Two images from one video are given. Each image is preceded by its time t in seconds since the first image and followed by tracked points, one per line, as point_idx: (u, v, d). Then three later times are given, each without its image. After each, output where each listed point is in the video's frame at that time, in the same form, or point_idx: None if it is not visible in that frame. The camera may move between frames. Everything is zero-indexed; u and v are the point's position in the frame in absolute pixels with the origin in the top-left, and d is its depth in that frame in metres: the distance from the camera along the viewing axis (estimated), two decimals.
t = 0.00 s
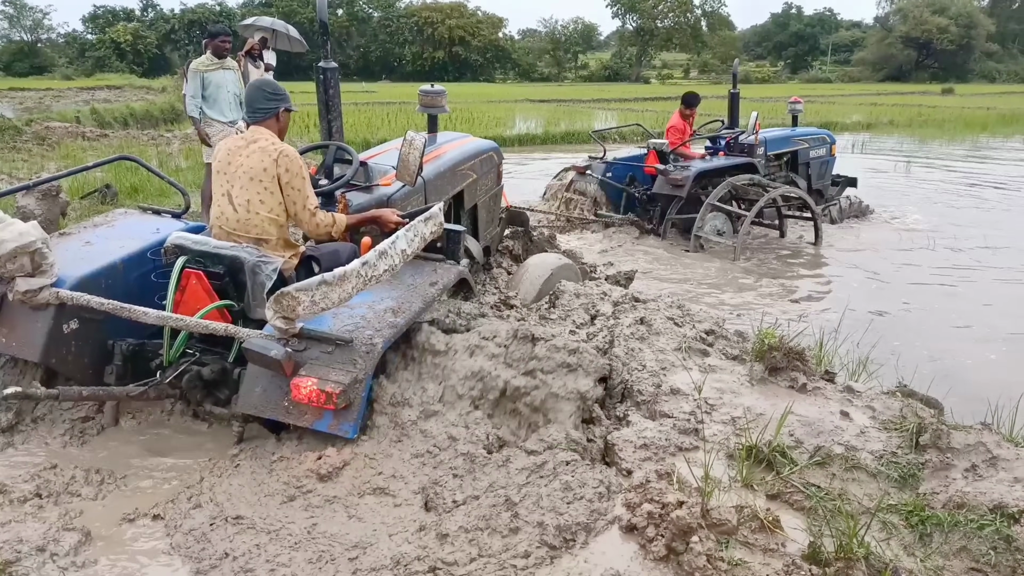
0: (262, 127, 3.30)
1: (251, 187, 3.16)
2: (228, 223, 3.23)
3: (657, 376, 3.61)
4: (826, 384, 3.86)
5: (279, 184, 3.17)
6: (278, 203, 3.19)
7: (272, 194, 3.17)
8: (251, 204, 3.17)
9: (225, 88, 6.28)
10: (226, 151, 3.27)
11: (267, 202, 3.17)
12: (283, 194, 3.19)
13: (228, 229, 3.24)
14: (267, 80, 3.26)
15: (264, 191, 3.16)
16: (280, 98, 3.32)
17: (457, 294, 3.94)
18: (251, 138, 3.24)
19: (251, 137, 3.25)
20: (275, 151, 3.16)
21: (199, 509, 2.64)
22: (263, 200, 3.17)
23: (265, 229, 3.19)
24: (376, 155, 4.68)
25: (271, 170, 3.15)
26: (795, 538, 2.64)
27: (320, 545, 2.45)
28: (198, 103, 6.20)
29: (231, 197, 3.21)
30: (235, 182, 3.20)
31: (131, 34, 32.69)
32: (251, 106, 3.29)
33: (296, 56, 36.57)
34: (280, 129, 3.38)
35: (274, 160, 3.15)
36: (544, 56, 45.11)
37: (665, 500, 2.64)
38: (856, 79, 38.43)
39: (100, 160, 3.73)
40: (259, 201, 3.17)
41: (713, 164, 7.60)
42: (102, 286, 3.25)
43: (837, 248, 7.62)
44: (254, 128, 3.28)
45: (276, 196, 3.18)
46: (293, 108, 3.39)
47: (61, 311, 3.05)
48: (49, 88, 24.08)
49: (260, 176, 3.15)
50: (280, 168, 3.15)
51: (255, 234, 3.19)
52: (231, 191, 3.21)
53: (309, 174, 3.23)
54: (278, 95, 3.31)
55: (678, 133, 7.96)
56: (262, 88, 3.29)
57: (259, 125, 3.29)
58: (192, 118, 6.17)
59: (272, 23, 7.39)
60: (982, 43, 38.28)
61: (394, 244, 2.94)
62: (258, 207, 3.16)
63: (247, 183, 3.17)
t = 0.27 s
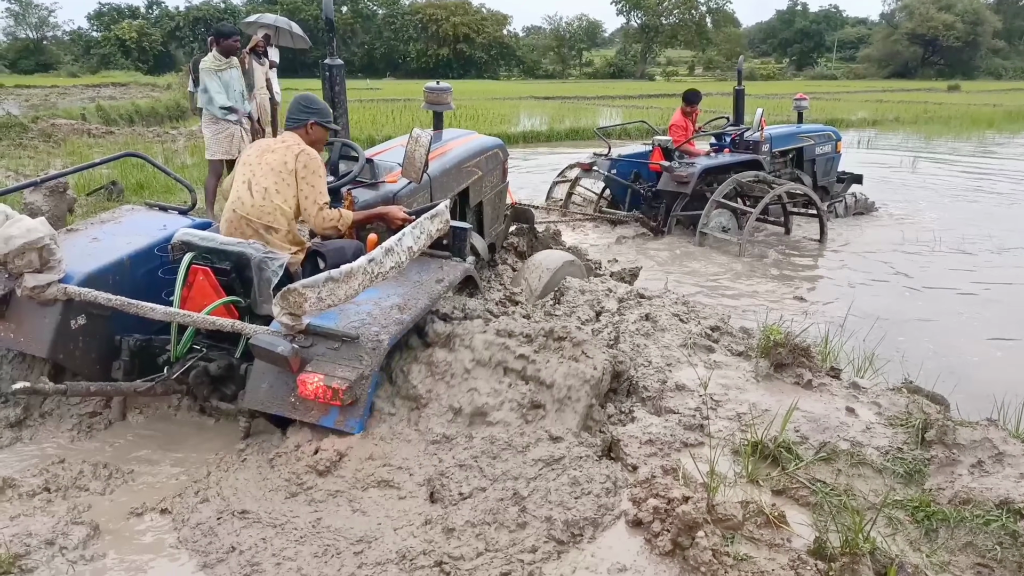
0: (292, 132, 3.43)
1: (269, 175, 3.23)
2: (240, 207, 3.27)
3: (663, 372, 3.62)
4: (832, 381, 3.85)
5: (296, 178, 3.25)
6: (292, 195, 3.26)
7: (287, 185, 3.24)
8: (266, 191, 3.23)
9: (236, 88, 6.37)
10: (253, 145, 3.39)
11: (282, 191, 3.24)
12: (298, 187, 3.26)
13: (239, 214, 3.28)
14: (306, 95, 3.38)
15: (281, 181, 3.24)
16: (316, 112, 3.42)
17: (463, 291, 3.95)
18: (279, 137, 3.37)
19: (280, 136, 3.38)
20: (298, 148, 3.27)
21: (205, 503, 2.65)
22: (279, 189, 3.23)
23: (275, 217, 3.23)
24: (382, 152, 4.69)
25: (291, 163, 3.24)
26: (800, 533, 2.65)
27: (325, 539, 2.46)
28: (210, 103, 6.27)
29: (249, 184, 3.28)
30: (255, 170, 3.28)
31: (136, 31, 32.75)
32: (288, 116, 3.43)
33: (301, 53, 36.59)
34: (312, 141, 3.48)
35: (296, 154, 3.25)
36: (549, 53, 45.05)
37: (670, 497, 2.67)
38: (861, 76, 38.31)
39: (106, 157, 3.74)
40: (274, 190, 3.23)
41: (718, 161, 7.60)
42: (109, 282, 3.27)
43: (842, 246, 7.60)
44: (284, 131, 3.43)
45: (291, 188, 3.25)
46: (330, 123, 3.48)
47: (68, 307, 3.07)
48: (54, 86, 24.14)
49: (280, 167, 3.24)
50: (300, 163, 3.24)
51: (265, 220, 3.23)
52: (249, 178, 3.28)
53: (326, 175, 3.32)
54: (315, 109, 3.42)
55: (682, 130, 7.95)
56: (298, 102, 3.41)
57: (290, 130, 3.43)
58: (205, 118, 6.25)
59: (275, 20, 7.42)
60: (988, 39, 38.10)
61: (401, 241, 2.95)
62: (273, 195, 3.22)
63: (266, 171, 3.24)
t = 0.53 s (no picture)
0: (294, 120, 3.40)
1: (272, 169, 3.23)
2: (244, 200, 3.28)
3: (667, 369, 3.62)
4: (836, 378, 3.85)
5: (298, 171, 3.24)
6: (296, 189, 3.25)
7: (290, 179, 3.24)
8: (269, 185, 3.23)
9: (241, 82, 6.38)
10: (256, 135, 3.37)
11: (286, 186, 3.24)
12: (302, 182, 3.25)
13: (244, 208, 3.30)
14: (300, 77, 3.34)
15: (284, 175, 3.23)
16: (314, 94, 3.40)
17: (466, 288, 3.95)
18: (281, 127, 3.34)
19: (282, 126, 3.34)
20: (301, 140, 3.24)
21: (210, 498, 2.66)
22: (283, 184, 3.23)
23: (279, 213, 3.24)
24: (386, 148, 4.69)
25: (293, 157, 3.22)
26: (804, 531, 2.65)
27: (329, 534, 2.47)
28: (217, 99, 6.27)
29: (252, 176, 3.28)
30: (258, 163, 3.27)
31: (140, 27, 32.77)
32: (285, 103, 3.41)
33: (305, 49, 36.56)
34: (313, 124, 3.47)
35: (298, 148, 3.23)
36: (553, 50, 44.99)
37: (674, 493, 2.68)
38: (866, 73, 38.20)
39: (111, 152, 3.75)
40: (278, 184, 3.23)
41: (723, 158, 7.58)
42: (114, 277, 3.27)
43: (847, 243, 7.59)
44: (287, 119, 3.39)
45: (295, 183, 3.24)
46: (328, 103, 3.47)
47: (73, 302, 3.08)
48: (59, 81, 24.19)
49: (283, 161, 3.23)
50: (302, 156, 3.22)
51: (268, 215, 3.24)
52: (253, 170, 3.28)
53: (330, 168, 3.29)
54: (312, 91, 3.39)
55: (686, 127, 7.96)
56: (293, 85, 3.38)
57: (292, 117, 3.40)
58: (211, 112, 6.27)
59: (278, 16, 7.34)
60: (994, 37, 37.94)
61: (405, 236, 2.95)
62: (276, 189, 3.23)
63: (269, 164, 3.24)
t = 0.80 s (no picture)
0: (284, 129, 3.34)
1: (269, 191, 3.20)
2: (246, 223, 3.27)
3: (671, 376, 3.62)
4: (840, 385, 3.84)
5: (296, 189, 3.21)
6: (295, 208, 3.23)
7: (289, 198, 3.21)
8: (268, 207, 3.21)
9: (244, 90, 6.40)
10: (246, 152, 3.31)
11: (284, 206, 3.21)
12: (301, 200, 3.23)
13: (244, 230, 3.27)
14: (290, 82, 3.28)
15: (281, 195, 3.20)
16: (303, 99, 3.36)
17: (470, 294, 3.96)
18: (271, 142, 3.28)
19: (271, 139, 3.29)
20: (294, 156, 3.20)
21: (213, 504, 2.66)
22: (281, 204, 3.21)
23: (280, 233, 3.23)
24: (391, 154, 4.70)
25: (289, 176, 3.19)
26: (808, 538, 2.64)
27: (332, 541, 2.46)
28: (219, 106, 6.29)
29: (250, 199, 3.25)
30: (254, 184, 3.24)
31: (146, 35, 32.95)
32: (273, 107, 3.35)
33: (310, 56, 36.71)
34: (302, 128, 3.42)
35: (292, 166, 3.19)
36: (557, 57, 45.09)
37: (679, 499, 2.67)
38: (870, 80, 38.18)
39: (117, 159, 3.77)
40: (276, 205, 3.20)
41: (726, 165, 7.57)
42: (119, 284, 3.28)
43: (851, 249, 7.57)
44: (275, 130, 3.32)
45: (293, 201, 3.22)
46: (318, 107, 3.42)
47: (79, 308, 3.09)
48: (65, 89, 24.32)
49: (279, 180, 3.19)
50: (298, 174, 3.19)
51: (271, 237, 3.22)
52: (250, 192, 3.25)
53: (327, 181, 3.27)
54: (301, 95, 3.34)
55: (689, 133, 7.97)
56: (283, 90, 3.31)
57: (281, 126, 3.34)
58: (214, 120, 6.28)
59: (281, 24, 7.42)
60: (998, 43, 37.90)
61: (409, 243, 2.95)
62: (275, 210, 3.20)
63: (265, 186, 3.20)
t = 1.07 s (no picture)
0: (291, 128, 3.37)
1: (273, 186, 3.21)
2: (249, 218, 3.27)
3: (672, 373, 3.62)
4: (842, 382, 3.84)
5: (300, 186, 3.22)
6: (298, 204, 3.24)
7: (292, 194, 3.22)
8: (272, 202, 3.22)
9: (242, 88, 6.36)
10: (253, 149, 3.33)
11: (287, 202, 3.22)
12: (303, 196, 3.23)
13: (247, 224, 3.28)
14: (300, 83, 3.32)
15: (285, 191, 3.21)
16: (312, 100, 3.39)
17: (471, 291, 3.96)
18: (278, 139, 3.30)
19: (278, 137, 3.31)
20: (298, 153, 3.21)
21: (213, 502, 2.67)
22: (283, 200, 3.22)
23: (282, 228, 3.23)
24: (391, 152, 4.70)
25: (293, 171, 3.20)
26: (809, 534, 2.64)
27: (333, 538, 2.47)
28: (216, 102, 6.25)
29: (254, 194, 3.26)
30: (258, 179, 3.25)
31: (147, 34, 32.96)
32: (283, 107, 3.38)
33: (310, 54, 36.70)
34: (310, 129, 3.45)
35: (297, 162, 3.20)
36: (558, 54, 45.04)
37: (679, 496, 2.67)
38: (871, 76, 38.11)
39: (118, 158, 3.77)
40: (279, 200, 3.21)
41: (727, 162, 7.56)
42: (120, 282, 3.29)
43: (853, 246, 7.56)
44: (283, 128, 3.35)
45: (296, 197, 3.23)
46: (326, 109, 3.46)
47: (80, 307, 3.10)
48: (67, 88, 24.35)
49: (282, 176, 3.21)
50: (302, 170, 3.20)
51: (273, 232, 3.23)
52: (254, 187, 3.27)
53: (330, 179, 3.27)
54: (311, 96, 3.38)
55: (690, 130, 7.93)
56: (294, 89, 3.36)
57: (289, 125, 3.37)
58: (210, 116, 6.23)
59: (281, 22, 7.47)
60: (1000, 39, 37.80)
61: (410, 241, 2.95)
62: (278, 206, 3.21)
63: (269, 181, 3.22)
